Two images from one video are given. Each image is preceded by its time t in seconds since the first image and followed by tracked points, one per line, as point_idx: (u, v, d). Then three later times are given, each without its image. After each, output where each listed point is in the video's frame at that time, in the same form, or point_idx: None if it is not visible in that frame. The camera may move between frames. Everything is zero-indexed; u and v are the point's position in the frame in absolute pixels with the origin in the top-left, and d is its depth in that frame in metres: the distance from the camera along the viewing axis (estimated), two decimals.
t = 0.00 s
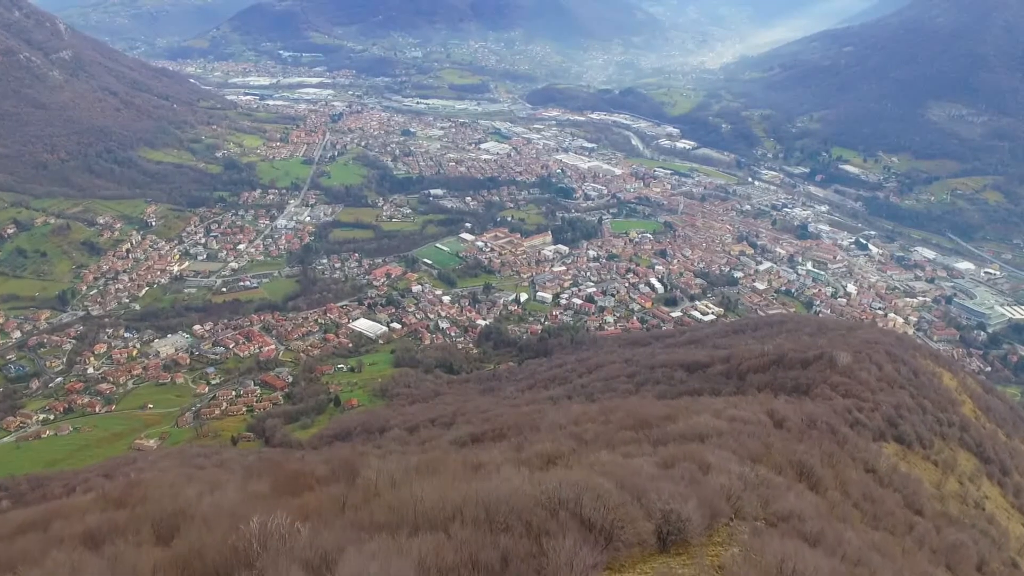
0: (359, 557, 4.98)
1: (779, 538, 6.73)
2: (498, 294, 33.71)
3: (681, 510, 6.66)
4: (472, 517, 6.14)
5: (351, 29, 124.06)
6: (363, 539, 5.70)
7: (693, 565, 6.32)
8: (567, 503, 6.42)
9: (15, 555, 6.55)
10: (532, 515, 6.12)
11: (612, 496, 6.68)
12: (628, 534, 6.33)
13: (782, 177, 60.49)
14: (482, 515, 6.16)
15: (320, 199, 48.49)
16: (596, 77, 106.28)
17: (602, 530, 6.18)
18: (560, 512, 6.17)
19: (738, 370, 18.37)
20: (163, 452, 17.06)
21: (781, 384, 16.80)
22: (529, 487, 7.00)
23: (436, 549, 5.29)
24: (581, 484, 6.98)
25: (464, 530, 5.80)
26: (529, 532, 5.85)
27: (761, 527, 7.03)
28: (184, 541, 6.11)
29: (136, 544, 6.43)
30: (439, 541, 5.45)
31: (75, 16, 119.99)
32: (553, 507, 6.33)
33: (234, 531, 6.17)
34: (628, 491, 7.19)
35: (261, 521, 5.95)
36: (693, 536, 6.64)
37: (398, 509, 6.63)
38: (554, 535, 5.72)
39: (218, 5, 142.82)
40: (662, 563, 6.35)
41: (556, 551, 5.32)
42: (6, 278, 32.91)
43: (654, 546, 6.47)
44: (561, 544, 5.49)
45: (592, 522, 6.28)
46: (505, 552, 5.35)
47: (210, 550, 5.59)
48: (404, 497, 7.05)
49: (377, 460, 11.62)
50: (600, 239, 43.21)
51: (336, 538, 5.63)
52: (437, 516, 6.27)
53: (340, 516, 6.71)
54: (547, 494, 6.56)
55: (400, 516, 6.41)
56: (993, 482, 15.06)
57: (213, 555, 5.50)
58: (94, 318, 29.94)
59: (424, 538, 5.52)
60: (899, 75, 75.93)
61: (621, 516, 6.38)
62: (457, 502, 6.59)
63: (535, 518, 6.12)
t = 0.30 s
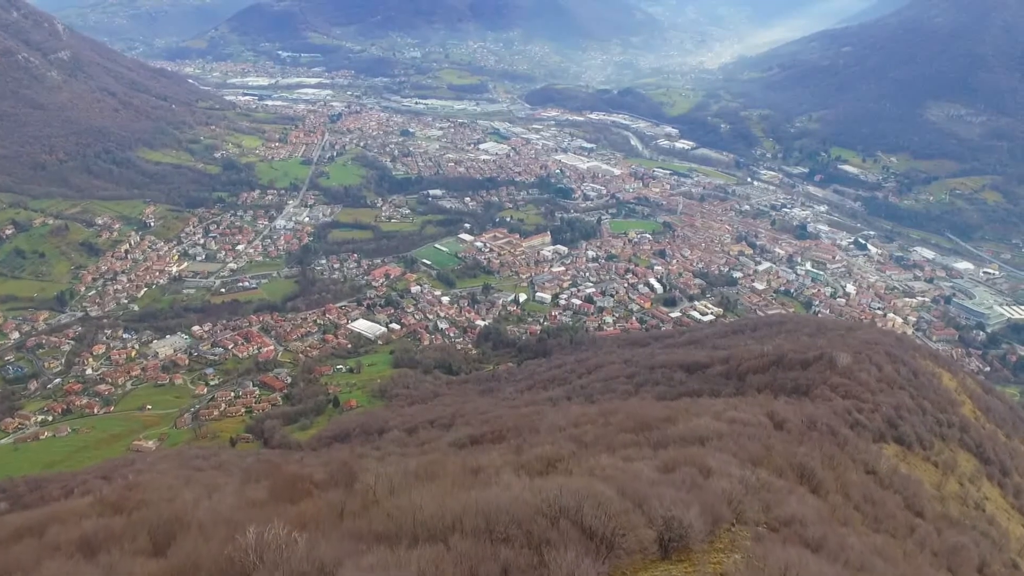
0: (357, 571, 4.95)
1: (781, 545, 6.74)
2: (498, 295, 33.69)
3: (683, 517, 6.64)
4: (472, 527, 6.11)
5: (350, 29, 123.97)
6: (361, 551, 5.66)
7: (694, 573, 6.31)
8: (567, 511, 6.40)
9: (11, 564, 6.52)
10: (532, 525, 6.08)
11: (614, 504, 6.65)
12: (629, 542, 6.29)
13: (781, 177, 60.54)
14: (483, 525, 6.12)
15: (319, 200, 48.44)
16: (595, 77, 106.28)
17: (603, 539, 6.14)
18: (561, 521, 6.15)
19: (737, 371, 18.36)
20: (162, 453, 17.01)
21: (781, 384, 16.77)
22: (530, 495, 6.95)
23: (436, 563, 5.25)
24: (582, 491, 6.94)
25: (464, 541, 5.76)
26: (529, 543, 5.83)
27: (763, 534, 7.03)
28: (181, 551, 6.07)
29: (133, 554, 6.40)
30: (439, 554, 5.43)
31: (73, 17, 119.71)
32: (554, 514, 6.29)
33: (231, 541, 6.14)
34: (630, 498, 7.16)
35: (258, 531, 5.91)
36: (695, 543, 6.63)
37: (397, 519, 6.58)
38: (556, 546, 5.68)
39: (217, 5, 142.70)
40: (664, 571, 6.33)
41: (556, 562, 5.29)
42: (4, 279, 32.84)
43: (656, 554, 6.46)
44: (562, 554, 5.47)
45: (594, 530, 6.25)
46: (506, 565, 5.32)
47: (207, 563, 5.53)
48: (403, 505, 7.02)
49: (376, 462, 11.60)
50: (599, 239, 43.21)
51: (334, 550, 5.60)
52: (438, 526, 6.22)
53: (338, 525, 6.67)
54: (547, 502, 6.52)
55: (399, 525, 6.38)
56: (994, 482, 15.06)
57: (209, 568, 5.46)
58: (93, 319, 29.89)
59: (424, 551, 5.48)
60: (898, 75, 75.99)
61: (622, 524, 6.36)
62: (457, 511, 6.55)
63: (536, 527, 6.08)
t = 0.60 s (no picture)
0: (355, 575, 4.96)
1: (782, 546, 6.75)
2: (497, 294, 33.67)
3: (684, 518, 6.64)
4: (471, 529, 6.10)
5: (349, 29, 123.84)
6: (360, 554, 5.65)
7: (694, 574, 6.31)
8: (568, 511, 6.38)
9: (8, 565, 6.51)
10: (532, 527, 6.08)
11: (613, 505, 6.66)
12: (629, 544, 6.29)
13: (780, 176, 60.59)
14: (482, 527, 6.13)
15: (318, 199, 48.39)
16: (594, 77, 106.29)
17: (603, 540, 6.13)
18: (561, 523, 6.15)
19: (737, 370, 18.38)
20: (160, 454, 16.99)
21: (781, 384, 16.74)
22: (527, 496, 6.94)
23: (434, 566, 5.22)
24: (581, 492, 6.94)
25: (463, 543, 5.76)
26: (530, 545, 5.82)
27: (763, 535, 7.06)
28: (180, 553, 6.07)
29: (130, 555, 6.39)
30: (438, 557, 5.42)
31: (72, 16, 119.37)
32: (554, 516, 6.29)
33: (230, 542, 6.15)
34: (629, 500, 7.16)
35: (256, 533, 5.88)
36: (695, 544, 6.64)
37: (395, 520, 6.57)
38: (557, 548, 5.67)
39: (215, 5, 142.45)
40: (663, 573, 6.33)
41: (556, 564, 5.29)
42: (3, 278, 32.79)
43: (656, 555, 6.46)
44: (562, 556, 5.46)
45: (594, 532, 6.21)
46: (505, 567, 5.34)
47: (206, 566, 5.53)
48: (403, 506, 7.01)
49: (375, 462, 11.60)
50: (598, 239, 43.19)
51: (333, 552, 5.60)
52: (438, 528, 6.22)
53: (337, 526, 6.67)
54: (547, 503, 6.52)
55: (399, 527, 6.37)
56: (993, 482, 15.09)
57: (207, 570, 5.45)
58: (91, 319, 29.86)
59: (421, 555, 5.46)
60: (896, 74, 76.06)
61: (622, 526, 6.33)
62: (457, 512, 6.55)
63: (537, 528, 6.09)
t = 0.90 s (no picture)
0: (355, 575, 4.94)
1: (783, 545, 6.73)
2: (496, 294, 33.64)
3: (684, 518, 6.64)
4: (472, 528, 6.10)
5: (348, 29, 123.79)
6: (361, 554, 5.65)
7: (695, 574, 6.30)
8: (569, 511, 6.38)
9: (7, 566, 6.49)
10: (533, 526, 6.08)
11: (613, 505, 6.66)
12: (630, 543, 6.29)
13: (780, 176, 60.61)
14: (483, 526, 6.13)
15: (318, 199, 48.39)
16: (594, 77, 106.25)
17: (604, 540, 6.13)
18: (561, 522, 6.14)
19: (737, 370, 18.39)
20: (160, 454, 16.98)
21: (781, 384, 16.73)
22: (527, 496, 6.91)
23: (434, 566, 5.21)
24: (581, 492, 6.90)
25: (464, 542, 5.76)
26: (531, 545, 5.82)
27: (765, 535, 7.06)
28: (180, 553, 6.07)
29: (130, 555, 6.39)
30: (439, 556, 5.40)
31: (71, 16, 119.25)
32: (555, 516, 6.30)
33: (229, 542, 6.13)
34: (630, 500, 7.16)
35: (257, 533, 5.88)
36: (696, 543, 6.63)
37: (396, 519, 6.56)
38: (557, 548, 5.66)
39: (215, 4, 142.33)
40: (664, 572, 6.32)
41: (557, 564, 5.28)
42: (3, 278, 32.80)
43: (657, 554, 6.46)
44: (563, 556, 5.44)
45: (594, 531, 6.22)
46: (506, 567, 5.34)
47: (205, 566, 5.51)
48: (403, 506, 7.01)
49: (374, 461, 11.57)
50: (598, 239, 43.18)
51: (334, 552, 5.59)
52: (439, 528, 6.21)
53: (338, 526, 6.67)
54: (548, 504, 6.51)
55: (399, 526, 6.36)
56: (993, 481, 15.10)
57: (207, 570, 5.44)
58: (91, 319, 29.85)
59: (421, 555, 5.44)
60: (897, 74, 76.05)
61: (622, 525, 6.33)
62: (457, 511, 6.54)
63: (538, 528, 6.08)
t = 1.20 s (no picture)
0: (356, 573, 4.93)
1: (784, 544, 6.72)
2: (497, 294, 33.64)
3: (685, 516, 6.64)
4: (473, 527, 6.10)
5: (349, 29, 123.81)
6: (362, 552, 5.65)
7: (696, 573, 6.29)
8: (570, 510, 6.38)
9: (7, 565, 6.47)
10: (534, 525, 6.07)
11: (615, 504, 6.64)
12: (631, 541, 6.28)
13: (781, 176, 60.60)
14: (484, 524, 6.13)
15: (318, 199, 48.40)
16: (595, 77, 106.21)
17: (605, 538, 6.12)
18: (563, 521, 6.14)
19: (738, 369, 18.37)
20: (160, 453, 16.99)
21: (782, 384, 16.71)
22: (528, 495, 6.88)
23: (435, 564, 5.20)
24: (581, 490, 6.89)
25: (465, 540, 5.76)
26: (532, 543, 5.81)
27: (766, 533, 7.05)
28: (181, 550, 6.07)
29: (131, 554, 6.39)
30: (440, 555, 5.40)
31: (72, 16, 119.31)
32: (556, 514, 6.30)
33: (230, 540, 6.13)
34: (631, 499, 7.15)
35: (257, 531, 5.87)
36: (697, 542, 6.63)
37: (397, 518, 6.54)
38: (559, 547, 5.65)
39: (215, 4, 142.37)
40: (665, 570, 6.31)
41: (559, 562, 5.26)
42: (4, 278, 32.83)
43: (659, 553, 6.44)
44: (564, 554, 5.44)
45: (595, 530, 6.21)
46: (507, 565, 5.34)
47: (206, 565, 5.51)
48: (403, 504, 7.01)
49: (374, 461, 11.55)
50: (598, 239, 43.16)
51: (334, 550, 5.60)
52: (440, 527, 6.19)
53: (339, 525, 6.67)
54: (549, 502, 6.50)
55: (400, 525, 6.36)
56: (994, 481, 15.08)
57: (208, 568, 5.44)
58: (92, 319, 29.86)
59: (423, 553, 5.44)
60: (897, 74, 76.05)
61: (623, 524, 6.33)
62: (458, 510, 6.54)
63: (538, 527, 6.06)
